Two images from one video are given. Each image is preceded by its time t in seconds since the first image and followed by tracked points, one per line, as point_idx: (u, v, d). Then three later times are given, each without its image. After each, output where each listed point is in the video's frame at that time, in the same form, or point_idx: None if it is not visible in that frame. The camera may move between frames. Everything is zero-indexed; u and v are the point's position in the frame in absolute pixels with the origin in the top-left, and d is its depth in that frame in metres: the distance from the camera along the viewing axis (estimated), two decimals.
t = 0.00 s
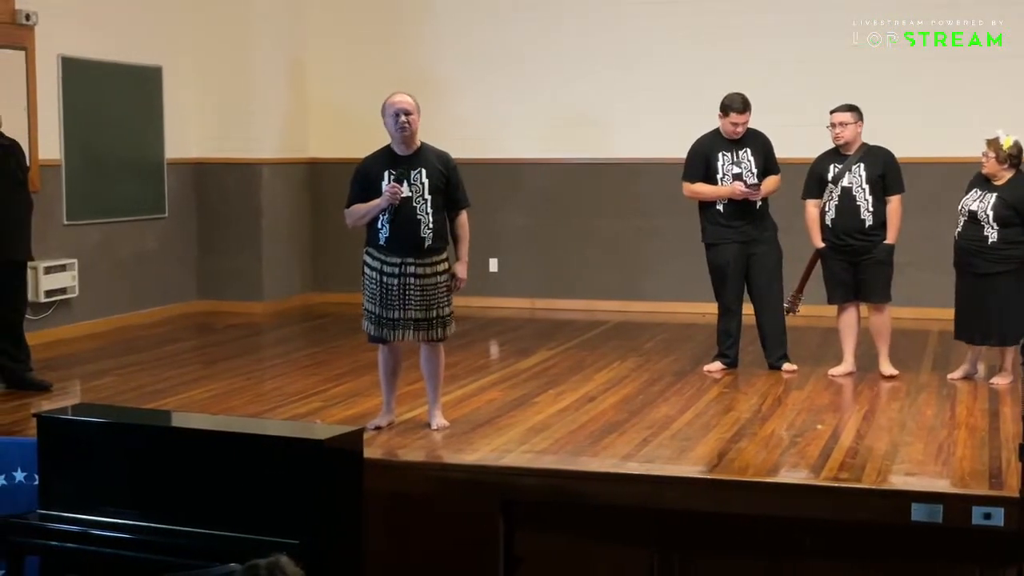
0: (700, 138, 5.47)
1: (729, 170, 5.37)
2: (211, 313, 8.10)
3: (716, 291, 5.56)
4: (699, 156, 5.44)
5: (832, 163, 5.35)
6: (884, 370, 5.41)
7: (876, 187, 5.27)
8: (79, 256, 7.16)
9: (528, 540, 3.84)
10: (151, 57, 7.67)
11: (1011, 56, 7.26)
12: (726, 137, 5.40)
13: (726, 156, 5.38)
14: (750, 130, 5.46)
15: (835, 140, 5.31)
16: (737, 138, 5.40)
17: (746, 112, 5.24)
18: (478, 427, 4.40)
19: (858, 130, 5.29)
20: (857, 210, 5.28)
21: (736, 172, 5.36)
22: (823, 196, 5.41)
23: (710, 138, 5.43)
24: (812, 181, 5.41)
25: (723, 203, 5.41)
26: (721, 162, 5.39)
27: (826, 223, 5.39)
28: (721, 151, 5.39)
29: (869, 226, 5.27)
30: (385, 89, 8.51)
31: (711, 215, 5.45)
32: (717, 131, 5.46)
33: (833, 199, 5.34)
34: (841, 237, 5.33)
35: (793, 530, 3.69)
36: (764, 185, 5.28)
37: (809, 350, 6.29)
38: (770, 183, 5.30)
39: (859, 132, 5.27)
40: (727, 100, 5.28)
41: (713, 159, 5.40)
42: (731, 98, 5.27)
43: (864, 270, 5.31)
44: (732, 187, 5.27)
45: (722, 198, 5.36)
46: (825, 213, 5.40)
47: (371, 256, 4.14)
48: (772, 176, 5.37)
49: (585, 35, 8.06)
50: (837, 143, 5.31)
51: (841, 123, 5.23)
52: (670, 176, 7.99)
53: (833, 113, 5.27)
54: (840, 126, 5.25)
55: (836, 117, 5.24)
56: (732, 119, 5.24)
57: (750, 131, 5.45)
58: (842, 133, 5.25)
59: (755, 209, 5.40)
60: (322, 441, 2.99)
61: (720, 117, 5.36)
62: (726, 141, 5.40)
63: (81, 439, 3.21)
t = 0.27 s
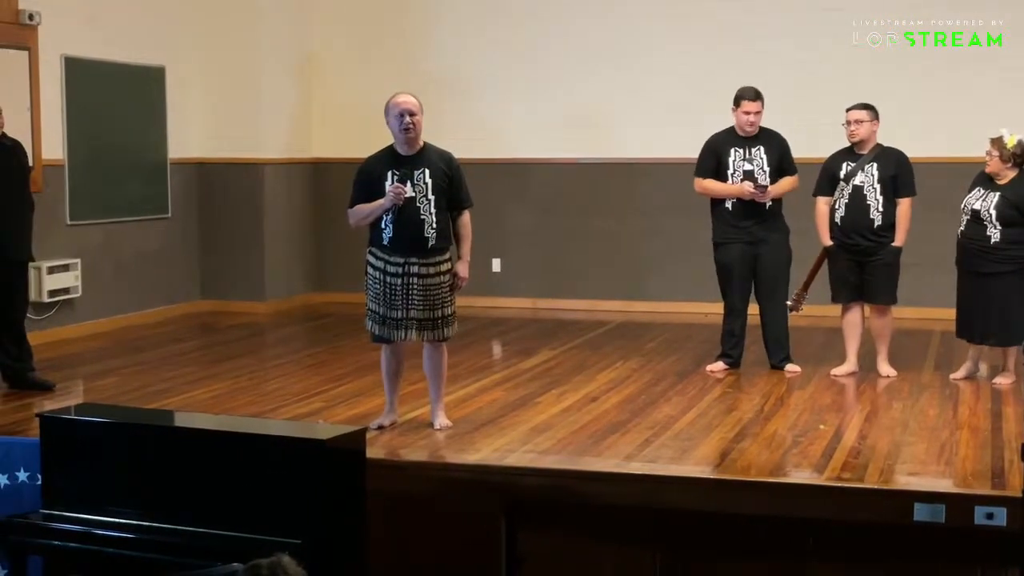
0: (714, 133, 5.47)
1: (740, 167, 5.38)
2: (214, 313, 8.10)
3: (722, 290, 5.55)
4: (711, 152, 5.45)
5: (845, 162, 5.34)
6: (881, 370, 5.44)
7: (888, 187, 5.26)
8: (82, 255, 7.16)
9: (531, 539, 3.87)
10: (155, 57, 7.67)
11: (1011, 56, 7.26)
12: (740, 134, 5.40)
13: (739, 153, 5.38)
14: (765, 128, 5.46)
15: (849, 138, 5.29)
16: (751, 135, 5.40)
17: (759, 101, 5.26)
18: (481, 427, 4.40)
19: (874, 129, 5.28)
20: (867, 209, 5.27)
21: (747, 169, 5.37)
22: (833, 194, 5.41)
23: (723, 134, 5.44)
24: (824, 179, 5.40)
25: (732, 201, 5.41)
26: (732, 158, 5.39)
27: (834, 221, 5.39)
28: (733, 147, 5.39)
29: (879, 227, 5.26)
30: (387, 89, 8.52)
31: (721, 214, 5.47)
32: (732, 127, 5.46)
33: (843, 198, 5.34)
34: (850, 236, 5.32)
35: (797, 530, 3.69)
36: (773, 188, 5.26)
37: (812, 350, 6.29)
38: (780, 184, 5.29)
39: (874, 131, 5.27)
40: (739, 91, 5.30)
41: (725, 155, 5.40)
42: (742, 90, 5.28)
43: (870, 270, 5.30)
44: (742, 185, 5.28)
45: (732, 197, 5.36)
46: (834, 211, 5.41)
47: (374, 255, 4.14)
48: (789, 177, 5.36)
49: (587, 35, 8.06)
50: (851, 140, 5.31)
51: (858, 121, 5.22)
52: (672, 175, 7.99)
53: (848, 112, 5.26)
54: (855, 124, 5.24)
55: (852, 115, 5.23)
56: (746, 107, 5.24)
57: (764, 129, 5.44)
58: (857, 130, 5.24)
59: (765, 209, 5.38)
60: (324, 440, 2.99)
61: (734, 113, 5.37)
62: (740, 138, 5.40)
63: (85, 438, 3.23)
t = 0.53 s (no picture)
0: (726, 132, 5.47)
1: (750, 165, 5.38)
2: (214, 313, 8.10)
3: (726, 290, 5.57)
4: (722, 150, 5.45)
5: (856, 161, 5.34)
6: (880, 369, 5.45)
7: (898, 188, 5.27)
8: (82, 256, 7.16)
9: (529, 540, 3.86)
10: (155, 57, 7.68)
11: (1012, 56, 7.26)
12: (751, 133, 5.40)
13: (749, 151, 5.38)
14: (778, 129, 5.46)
15: (862, 136, 5.28)
16: (763, 134, 5.39)
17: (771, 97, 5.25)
18: (481, 427, 4.40)
19: (887, 129, 5.27)
20: (875, 210, 5.27)
21: (756, 168, 5.38)
22: (843, 192, 5.38)
23: (736, 132, 5.44)
24: (834, 176, 5.39)
25: (739, 199, 5.41)
26: (742, 156, 5.39)
27: (843, 220, 5.38)
28: (743, 146, 5.39)
29: (887, 227, 5.27)
30: (388, 89, 8.52)
31: (729, 212, 5.46)
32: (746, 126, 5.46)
33: (852, 197, 5.33)
34: (858, 235, 5.33)
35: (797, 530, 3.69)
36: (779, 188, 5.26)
37: (811, 350, 6.29)
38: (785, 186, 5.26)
39: (887, 131, 5.26)
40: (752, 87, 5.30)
41: (735, 153, 5.40)
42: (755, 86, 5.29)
43: (875, 270, 5.31)
44: (749, 184, 5.28)
45: (740, 195, 5.36)
46: (843, 209, 5.37)
47: (375, 255, 4.14)
48: (799, 180, 5.35)
49: (589, 34, 8.06)
50: (864, 139, 5.30)
51: (872, 120, 5.21)
52: (673, 175, 7.99)
53: (863, 110, 5.25)
54: (869, 123, 5.23)
55: (868, 113, 5.22)
56: (758, 101, 5.25)
57: (775, 129, 5.44)
58: (870, 129, 5.23)
59: (772, 209, 5.38)
60: (323, 440, 2.99)
61: (746, 112, 5.38)
62: (751, 137, 5.40)
63: (84, 437, 3.23)
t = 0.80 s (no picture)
0: (735, 131, 5.47)
1: (757, 165, 5.38)
2: (215, 313, 8.11)
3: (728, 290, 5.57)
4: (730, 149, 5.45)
5: (866, 160, 5.33)
6: (880, 369, 5.44)
7: (904, 190, 5.26)
8: (82, 256, 7.15)
9: (529, 539, 3.87)
10: (155, 57, 7.68)
11: (1012, 56, 7.26)
12: (761, 133, 5.40)
13: (757, 151, 5.38)
14: (785, 130, 5.45)
15: (874, 137, 5.27)
16: (772, 135, 5.39)
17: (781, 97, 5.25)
18: (481, 427, 4.40)
19: (899, 131, 5.27)
20: (881, 210, 5.28)
21: (763, 168, 5.37)
22: (851, 190, 5.40)
23: (746, 132, 5.44)
24: (842, 175, 5.40)
25: (745, 199, 5.41)
26: (750, 156, 5.39)
27: (849, 218, 5.39)
28: (753, 146, 5.39)
29: (892, 228, 5.27)
30: (389, 89, 8.52)
31: (734, 212, 5.46)
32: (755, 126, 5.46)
33: (860, 196, 5.34)
34: (864, 235, 5.33)
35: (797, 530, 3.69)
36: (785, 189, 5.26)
37: (811, 350, 6.29)
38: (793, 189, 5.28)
39: (899, 132, 5.25)
40: (763, 87, 5.30)
41: (743, 152, 5.40)
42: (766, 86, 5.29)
43: (879, 270, 5.32)
44: (755, 184, 5.28)
45: (746, 195, 5.36)
46: (850, 207, 5.39)
47: (375, 255, 4.14)
48: (806, 183, 5.35)
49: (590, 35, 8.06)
50: (875, 139, 5.29)
51: (885, 121, 5.20)
52: (673, 176, 7.98)
53: (877, 110, 5.25)
54: (881, 124, 5.23)
55: (881, 115, 5.22)
56: (768, 102, 5.25)
57: (783, 129, 5.44)
58: (883, 131, 5.22)
59: (779, 209, 5.38)
60: (322, 440, 3.00)
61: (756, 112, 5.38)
62: (760, 137, 5.40)
63: (84, 438, 3.23)
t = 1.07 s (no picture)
0: (736, 131, 5.47)
1: (758, 165, 5.38)
2: (215, 313, 8.10)
3: (729, 290, 5.57)
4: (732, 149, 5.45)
5: (865, 159, 5.34)
6: (880, 369, 5.44)
7: (904, 190, 5.25)
8: (82, 255, 7.15)
9: (529, 538, 3.90)
10: (156, 57, 7.68)
11: (1012, 56, 7.26)
12: (763, 134, 5.40)
13: (759, 152, 5.38)
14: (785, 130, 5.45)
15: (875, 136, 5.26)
16: (774, 136, 5.39)
17: (783, 102, 5.25)
18: (481, 427, 4.39)
19: (900, 130, 5.26)
20: (880, 210, 5.27)
21: (765, 168, 5.37)
22: (850, 189, 5.41)
23: (746, 132, 5.44)
24: (841, 174, 5.41)
25: (747, 198, 5.41)
26: (752, 156, 5.39)
27: (848, 218, 5.40)
28: (754, 146, 5.39)
29: (891, 228, 5.26)
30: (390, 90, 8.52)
31: (735, 212, 5.46)
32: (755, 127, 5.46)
33: (859, 195, 5.35)
34: (862, 234, 5.33)
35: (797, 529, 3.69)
36: (786, 189, 5.27)
37: (811, 350, 6.28)
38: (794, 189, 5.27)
39: (899, 132, 5.25)
40: (765, 90, 5.29)
41: (745, 152, 5.40)
42: (768, 89, 5.28)
43: (879, 270, 5.32)
44: (757, 184, 5.28)
45: (748, 194, 5.36)
46: (849, 206, 5.40)
47: (376, 255, 4.14)
48: (807, 183, 5.34)
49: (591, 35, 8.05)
50: (875, 139, 5.28)
51: (886, 120, 5.20)
52: (673, 176, 7.98)
53: (878, 109, 5.24)
54: (881, 123, 5.22)
55: (881, 114, 5.21)
56: (770, 107, 5.25)
57: (784, 130, 5.44)
58: (883, 130, 5.22)
59: (780, 209, 5.38)
60: (322, 440, 3.00)
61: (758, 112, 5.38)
62: (762, 138, 5.40)
63: (85, 437, 3.23)
